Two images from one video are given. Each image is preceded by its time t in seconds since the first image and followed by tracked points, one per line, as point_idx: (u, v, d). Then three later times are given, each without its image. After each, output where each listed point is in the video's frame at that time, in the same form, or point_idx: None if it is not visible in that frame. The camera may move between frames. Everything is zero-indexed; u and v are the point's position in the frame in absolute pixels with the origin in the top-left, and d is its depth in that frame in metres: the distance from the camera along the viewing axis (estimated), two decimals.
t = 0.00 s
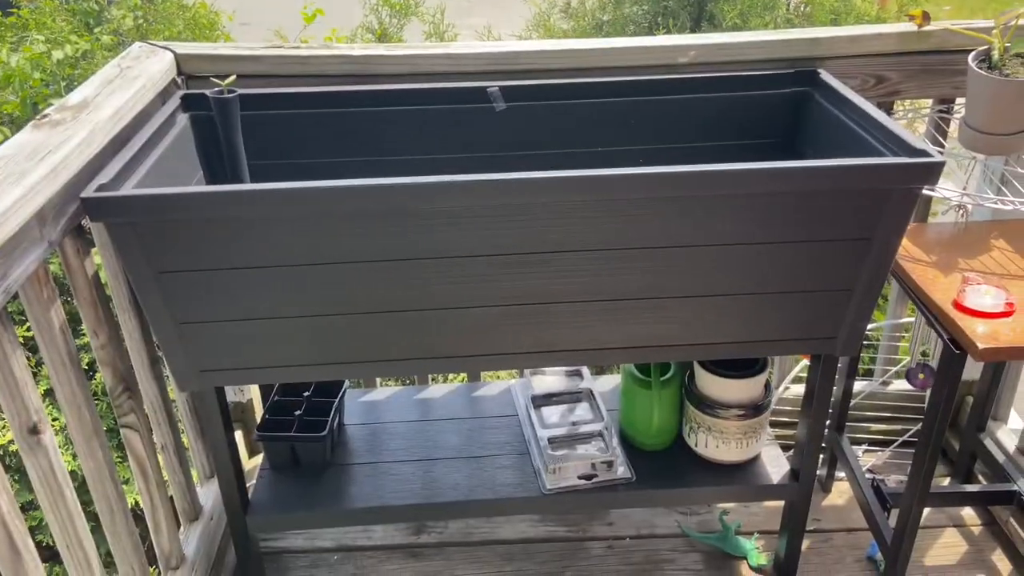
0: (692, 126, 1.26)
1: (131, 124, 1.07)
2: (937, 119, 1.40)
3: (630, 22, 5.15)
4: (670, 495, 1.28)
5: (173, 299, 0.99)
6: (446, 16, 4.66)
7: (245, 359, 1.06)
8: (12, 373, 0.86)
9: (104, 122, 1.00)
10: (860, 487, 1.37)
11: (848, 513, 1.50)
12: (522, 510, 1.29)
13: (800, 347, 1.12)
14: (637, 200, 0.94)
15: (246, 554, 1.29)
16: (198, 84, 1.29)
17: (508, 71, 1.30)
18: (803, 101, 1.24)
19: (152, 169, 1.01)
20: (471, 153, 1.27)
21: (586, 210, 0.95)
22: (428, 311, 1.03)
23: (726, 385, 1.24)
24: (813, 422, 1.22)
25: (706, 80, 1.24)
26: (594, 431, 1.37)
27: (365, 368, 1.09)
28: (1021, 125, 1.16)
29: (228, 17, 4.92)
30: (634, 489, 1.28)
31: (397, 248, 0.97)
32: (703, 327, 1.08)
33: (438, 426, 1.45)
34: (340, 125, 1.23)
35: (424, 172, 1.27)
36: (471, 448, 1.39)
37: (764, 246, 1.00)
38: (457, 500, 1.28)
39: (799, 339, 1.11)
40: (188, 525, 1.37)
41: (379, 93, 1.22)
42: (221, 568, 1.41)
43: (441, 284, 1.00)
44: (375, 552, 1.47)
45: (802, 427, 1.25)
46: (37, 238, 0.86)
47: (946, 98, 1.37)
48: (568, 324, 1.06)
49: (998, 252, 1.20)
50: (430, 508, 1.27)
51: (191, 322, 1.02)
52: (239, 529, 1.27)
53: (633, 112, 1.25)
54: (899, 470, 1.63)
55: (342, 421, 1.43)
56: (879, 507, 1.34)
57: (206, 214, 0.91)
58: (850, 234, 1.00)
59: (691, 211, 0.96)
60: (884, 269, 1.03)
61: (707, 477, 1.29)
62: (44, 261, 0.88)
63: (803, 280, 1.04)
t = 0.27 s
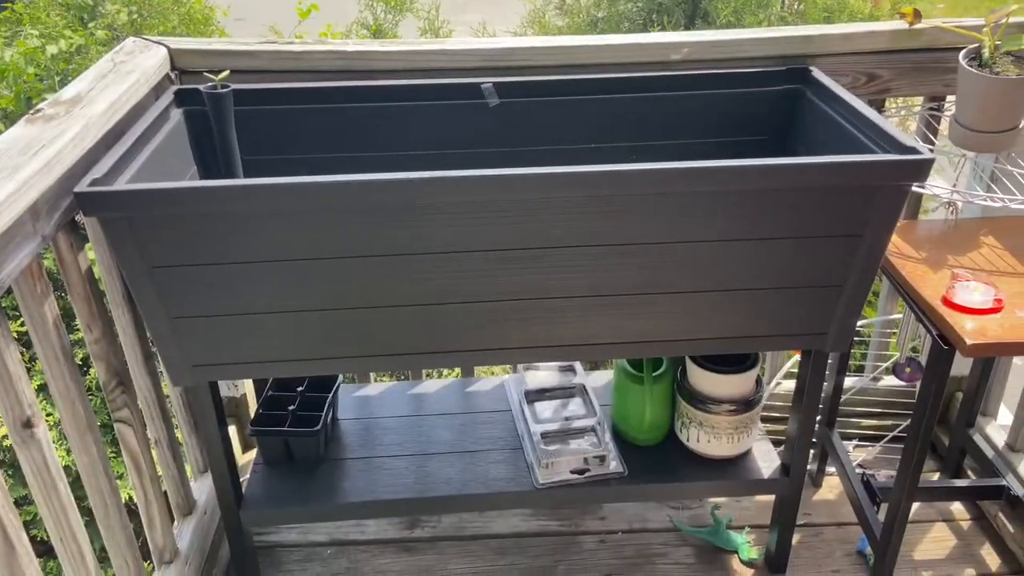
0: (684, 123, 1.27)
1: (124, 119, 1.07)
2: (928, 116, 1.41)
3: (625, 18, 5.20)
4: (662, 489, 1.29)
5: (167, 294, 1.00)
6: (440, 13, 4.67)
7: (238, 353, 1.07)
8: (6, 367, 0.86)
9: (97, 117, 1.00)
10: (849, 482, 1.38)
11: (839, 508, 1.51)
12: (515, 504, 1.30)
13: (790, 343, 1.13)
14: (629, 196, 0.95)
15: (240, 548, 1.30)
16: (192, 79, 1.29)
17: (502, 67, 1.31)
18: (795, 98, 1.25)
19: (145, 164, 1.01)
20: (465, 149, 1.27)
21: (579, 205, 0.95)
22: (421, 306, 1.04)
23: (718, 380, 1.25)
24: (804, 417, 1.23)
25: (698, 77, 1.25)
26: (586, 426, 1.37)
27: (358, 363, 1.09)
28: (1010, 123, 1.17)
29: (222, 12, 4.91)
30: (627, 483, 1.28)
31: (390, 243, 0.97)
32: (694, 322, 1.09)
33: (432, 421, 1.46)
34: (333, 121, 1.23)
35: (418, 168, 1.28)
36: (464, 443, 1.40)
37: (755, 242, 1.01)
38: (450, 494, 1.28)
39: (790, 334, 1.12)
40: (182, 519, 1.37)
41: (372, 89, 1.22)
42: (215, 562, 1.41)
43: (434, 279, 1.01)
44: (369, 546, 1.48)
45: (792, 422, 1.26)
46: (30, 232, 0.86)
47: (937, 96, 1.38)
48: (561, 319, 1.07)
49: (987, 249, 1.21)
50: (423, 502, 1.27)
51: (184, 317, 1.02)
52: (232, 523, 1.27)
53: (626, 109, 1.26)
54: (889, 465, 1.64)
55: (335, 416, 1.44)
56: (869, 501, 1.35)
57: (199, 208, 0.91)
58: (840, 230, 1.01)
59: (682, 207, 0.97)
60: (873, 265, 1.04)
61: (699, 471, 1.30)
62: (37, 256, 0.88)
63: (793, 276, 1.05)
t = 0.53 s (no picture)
0: (678, 120, 1.27)
1: (116, 112, 1.07)
2: (920, 114, 1.41)
3: (620, 16, 5.23)
4: (655, 485, 1.29)
5: (159, 288, 0.99)
6: (435, 9, 4.67)
7: (231, 348, 1.07)
8: None
9: (90, 111, 0.99)
10: (841, 478, 1.39)
11: (830, 504, 1.52)
12: (508, 499, 1.30)
13: (782, 339, 1.13)
14: (623, 192, 0.95)
15: (232, 543, 1.30)
16: (185, 73, 1.28)
17: (497, 63, 1.31)
18: (788, 96, 1.25)
19: (138, 158, 1.01)
20: (460, 145, 1.27)
21: (573, 201, 0.96)
22: (414, 302, 1.04)
23: (710, 376, 1.25)
24: (796, 413, 1.24)
25: (692, 74, 1.25)
26: (579, 422, 1.38)
27: (351, 358, 1.09)
28: (1001, 122, 1.18)
29: (216, 7, 4.89)
30: (619, 479, 1.29)
31: (384, 238, 0.97)
32: (688, 318, 1.09)
33: (425, 417, 1.46)
34: (328, 116, 1.23)
35: (413, 163, 1.28)
36: (457, 439, 1.40)
37: (748, 238, 1.01)
38: (443, 489, 1.28)
39: (782, 330, 1.12)
40: (174, 514, 1.37)
41: (367, 84, 1.22)
42: (207, 557, 1.41)
43: (429, 275, 1.01)
44: (361, 542, 1.48)
45: (784, 418, 1.26)
46: (21, 225, 0.85)
47: (930, 94, 1.38)
48: (554, 315, 1.07)
49: (979, 246, 1.21)
50: (416, 497, 1.27)
51: (177, 312, 1.02)
52: (224, 519, 1.27)
53: (620, 105, 1.26)
54: (880, 461, 1.65)
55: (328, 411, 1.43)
56: (860, 497, 1.36)
57: (191, 203, 0.90)
58: (832, 226, 1.01)
59: (676, 203, 0.97)
60: (866, 261, 1.05)
61: (692, 467, 1.30)
62: (28, 249, 0.88)
63: (786, 273, 1.05)
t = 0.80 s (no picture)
0: (669, 117, 1.28)
1: (105, 105, 1.06)
2: (910, 113, 1.42)
3: (613, 13, 5.25)
4: (645, 482, 1.29)
5: (148, 283, 0.99)
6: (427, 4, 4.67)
7: (221, 343, 1.06)
8: None
9: (78, 103, 0.99)
10: (830, 474, 1.40)
11: (818, 500, 1.53)
12: (497, 495, 1.30)
13: (772, 336, 1.14)
14: (613, 188, 0.95)
15: (221, 539, 1.29)
16: (174, 67, 1.28)
17: (489, 58, 1.31)
18: (780, 94, 1.26)
19: (126, 151, 1.00)
20: (451, 141, 1.27)
21: (564, 197, 0.96)
22: (405, 297, 1.04)
23: (700, 373, 1.26)
24: (785, 410, 1.24)
25: (684, 71, 1.25)
26: (570, 418, 1.38)
27: (341, 354, 1.09)
28: (991, 120, 1.19)
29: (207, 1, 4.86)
30: (610, 475, 1.29)
31: (375, 234, 0.97)
32: (678, 315, 1.10)
33: (416, 413, 1.46)
34: (319, 111, 1.23)
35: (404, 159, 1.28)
36: (447, 435, 1.40)
37: (739, 235, 1.02)
38: (433, 485, 1.28)
39: (772, 327, 1.12)
40: (162, 510, 1.36)
41: (358, 78, 1.22)
42: (196, 553, 1.40)
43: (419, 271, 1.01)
44: (351, 538, 1.48)
45: (773, 415, 1.27)
46: (8, 218, 0.85)
47: (920, 93, 1.39)
48: (545, 311, 1.07)
49: (967, 245, 1.22)
50: (406, 493, 1.27)
51: (166, 306, 1.02)
52: (213, 515, 1.26)
53: (612, 102, 1.26)
54: (868, 458, 1.66)
55: (318, 407, 1.43)
56: (848, 494, 1.36)
57: (181, 196, 0.90)
58: (822, 224, 1.02)
59: (667, 200, 0.97)
60: (855, 259, 1.05)
61: (681, 463, 1.31)
62: (16, 242, 0.87)
63: (776, 270, 1.06)
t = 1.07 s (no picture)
0: (663, 118, 1.28)
1: (98, 102, 1.06)
2: (903, 115, 1.42)
3: (607, 13, 5.26)
4: (637, 482, 1.30)
5: (140, 281, 0.99)
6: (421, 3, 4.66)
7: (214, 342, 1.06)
8: None
9: (71, 100, 0.98)
10: (820, 474, 1.40)
11: (809, 501, 1.54)
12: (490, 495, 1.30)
13: (765, 337, 1.14)
14: (608, 189, 0.95)
15: (212, 538, 1.29)
16: (168, 64, 1.27)
17: (484, 58, 1.30)
18: (773, 96, 1.26)
19: (119, 149, 1.00)
20: (446, 140, 1.27)
21: (558, 198, 0.96)
22: (398, 296, 1.04)
23: (693, 374, 1.26)
24: (777, 411, 1.25)
25: (678, 72, 1.25)
26: (562, 418, 1.38)
27: (335, 353, 1.09)
28: (982, 124, 1.20)
29: None
30: (602, 475, 1.29)
31: (369, 233, 0.97)
32: (671, 316, 1.10)
33: (408, 412, 1.46)
34: (313, 109, 1.22)
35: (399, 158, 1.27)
36: (440, 434, 1.40)
37: (732, 236, 1.02)
38: (426, 485, 1.28)
39: (764, 329, 1.13)
40: (153, 509, 1.36)
41: (352, 77, 1.22)
42: (187, 551, 1.40)
43: (413, 270, 1.01)
44: (343, 537, 1.47)
45: (765, 416, 1.27)
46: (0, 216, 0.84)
47: (912, 96, 1.40)
48: (539, 311, 1.07)
49: (958, 247, 1.23)
50: (398, 493, 1.27)
51: (158, 305, 1.01)
52: (205, 514, 1.26)
53: (607, 103, 1.26)
54: (859, 459, 1.67)
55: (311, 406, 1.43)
56: (839, 494, 1.37)
57: (174, 195, 0.90)
58: (815, 226, 1.02)
59: (661, 201, 0.98)
60: (848, 261, 1.06)
61: (674, 464, 1.31)
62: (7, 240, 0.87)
63: (769, 271, 1.06)
